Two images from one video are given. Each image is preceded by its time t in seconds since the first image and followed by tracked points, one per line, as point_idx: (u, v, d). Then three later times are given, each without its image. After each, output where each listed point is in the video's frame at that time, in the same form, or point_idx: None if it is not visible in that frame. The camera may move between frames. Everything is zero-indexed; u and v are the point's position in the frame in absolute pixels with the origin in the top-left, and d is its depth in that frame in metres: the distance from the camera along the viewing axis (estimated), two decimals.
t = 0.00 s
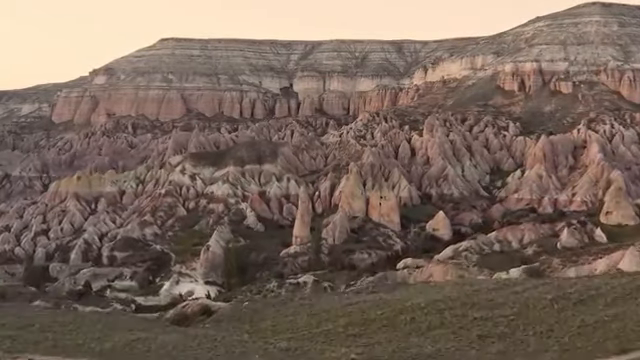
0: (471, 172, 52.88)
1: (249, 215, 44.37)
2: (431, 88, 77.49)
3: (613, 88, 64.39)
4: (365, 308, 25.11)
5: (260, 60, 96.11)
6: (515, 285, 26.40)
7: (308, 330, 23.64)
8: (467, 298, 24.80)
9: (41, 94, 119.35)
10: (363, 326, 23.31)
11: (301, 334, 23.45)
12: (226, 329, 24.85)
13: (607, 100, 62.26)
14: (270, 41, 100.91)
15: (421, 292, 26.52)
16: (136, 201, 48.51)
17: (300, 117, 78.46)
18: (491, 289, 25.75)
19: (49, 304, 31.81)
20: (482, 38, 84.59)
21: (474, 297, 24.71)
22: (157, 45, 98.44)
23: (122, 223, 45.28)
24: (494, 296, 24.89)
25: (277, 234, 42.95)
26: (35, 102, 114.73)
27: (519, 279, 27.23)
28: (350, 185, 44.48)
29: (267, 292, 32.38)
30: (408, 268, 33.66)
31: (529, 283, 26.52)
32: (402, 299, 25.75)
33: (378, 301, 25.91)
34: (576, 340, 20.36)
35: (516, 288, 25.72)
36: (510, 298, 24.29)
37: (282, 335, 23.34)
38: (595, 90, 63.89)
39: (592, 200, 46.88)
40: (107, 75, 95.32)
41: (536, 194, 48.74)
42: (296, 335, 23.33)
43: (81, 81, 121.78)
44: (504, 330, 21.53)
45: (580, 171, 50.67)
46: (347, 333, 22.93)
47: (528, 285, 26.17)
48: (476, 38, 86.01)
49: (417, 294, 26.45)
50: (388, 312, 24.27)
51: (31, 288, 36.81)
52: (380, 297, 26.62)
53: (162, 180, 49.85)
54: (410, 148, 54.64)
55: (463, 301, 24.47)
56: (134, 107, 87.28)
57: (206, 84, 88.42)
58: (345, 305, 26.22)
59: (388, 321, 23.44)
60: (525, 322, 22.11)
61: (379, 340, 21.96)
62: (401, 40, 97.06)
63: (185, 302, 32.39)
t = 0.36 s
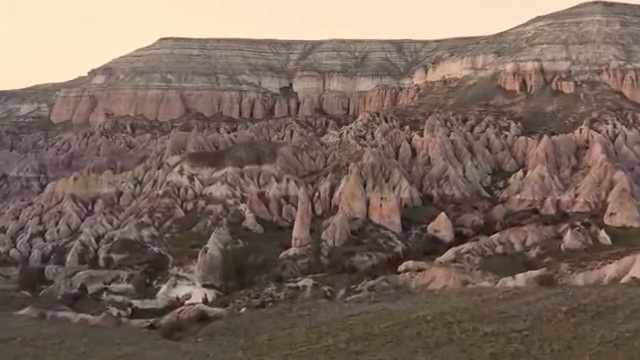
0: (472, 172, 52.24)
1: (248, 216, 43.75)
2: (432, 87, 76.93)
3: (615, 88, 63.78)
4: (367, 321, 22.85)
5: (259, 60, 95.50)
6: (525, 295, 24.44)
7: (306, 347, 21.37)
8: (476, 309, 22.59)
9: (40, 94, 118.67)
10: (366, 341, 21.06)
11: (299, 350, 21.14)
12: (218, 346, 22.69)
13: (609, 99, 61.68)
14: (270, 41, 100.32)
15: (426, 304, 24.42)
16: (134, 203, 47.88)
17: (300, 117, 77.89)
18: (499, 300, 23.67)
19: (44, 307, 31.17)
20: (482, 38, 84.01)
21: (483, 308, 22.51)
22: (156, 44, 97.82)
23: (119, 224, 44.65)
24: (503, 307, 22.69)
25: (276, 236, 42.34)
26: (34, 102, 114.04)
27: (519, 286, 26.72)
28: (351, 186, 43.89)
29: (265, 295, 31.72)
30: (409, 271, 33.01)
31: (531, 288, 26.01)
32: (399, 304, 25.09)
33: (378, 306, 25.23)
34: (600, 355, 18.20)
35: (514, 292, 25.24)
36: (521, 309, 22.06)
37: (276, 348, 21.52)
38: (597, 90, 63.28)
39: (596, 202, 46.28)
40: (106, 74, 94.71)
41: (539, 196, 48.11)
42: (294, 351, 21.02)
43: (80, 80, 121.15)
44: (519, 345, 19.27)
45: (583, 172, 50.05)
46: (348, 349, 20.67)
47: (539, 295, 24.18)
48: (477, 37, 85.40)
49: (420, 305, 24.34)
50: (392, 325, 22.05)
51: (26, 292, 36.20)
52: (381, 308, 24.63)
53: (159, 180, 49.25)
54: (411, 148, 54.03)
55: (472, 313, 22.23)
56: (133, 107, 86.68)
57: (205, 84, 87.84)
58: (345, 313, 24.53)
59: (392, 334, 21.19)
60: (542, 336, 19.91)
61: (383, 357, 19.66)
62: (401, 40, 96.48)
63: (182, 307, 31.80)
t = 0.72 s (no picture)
0: (474, 173, 51.61)
1: (247, 218, 43.14)
2: (432, 87, 76.38)
3: (617, 87, 63.08)
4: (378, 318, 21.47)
5: (258, 59, 94.88)
6: (537, 300, 23.00)
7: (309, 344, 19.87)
8: (486, 324, 19.50)
9: (39, 93, 118.02)
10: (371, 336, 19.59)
11: None
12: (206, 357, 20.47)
13: (612, 100, 60.98)
14: (270, 40, 99.75)
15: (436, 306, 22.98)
16: (131, 204, 47.28)
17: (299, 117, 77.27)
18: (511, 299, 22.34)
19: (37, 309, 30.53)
20: (483, 37, 83.34)
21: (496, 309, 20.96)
22: (156, 44, 97.22)
23: (116, 225, 44.04)
24: (521, 308, 21.07)
25: (275, 238, 41.75)
26: (33, 102, 113.33)
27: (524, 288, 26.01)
28: (351, 188, 43.31)
29: (264, 299, 31.08)
30: (411, 275, 32.37)
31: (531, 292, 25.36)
32: (401, 307, 24.33)
33: (381, 310, 24.03)
34: None
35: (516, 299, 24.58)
36: (541, 310, 20.44)
37: None
38: (599, 89, 62.61)
39: (599, 203, 45.66)
40: (105, 74, 94.14)
41: (541, 197, 47.51)
42: None
43: (79, 81, 120.55)
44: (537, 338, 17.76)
45: (585, 172, 49.41)
46: (358, 349, 18.94)
47: (553, 300, 22.61)
48: (478, 37, 84.76)
49: (426, 310, 22.65)
50: (396, 339, 19.31)
51: (21, 295, 35.59)
52: (384, 314, 23.12)
53: (157, 181, 48.65)
54: (411, 149, 53.45)
55: (482, 329, 19.18)
56: (132, 107, 86.07)
57: (204, 84, 87.24)
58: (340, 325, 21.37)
59: (405, 335, 19.41)
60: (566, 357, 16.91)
61: None
62: (401, 39, 95.90)
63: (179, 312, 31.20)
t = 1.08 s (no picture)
0: (475, 173, 51.00)
1: (246, 219, 42.55)
2: (433, 87, 75.84)
3: (620, 87, 62.25)
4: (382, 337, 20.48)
5: (258, 59, 94.25)
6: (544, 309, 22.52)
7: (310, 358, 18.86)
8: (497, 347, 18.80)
9: (38, 93, 117.37)
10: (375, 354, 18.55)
11: None
12: None
13: (614, 100, 60.11)
14: (269, 40, 99.17)
15: (440, 316, 22.14)
16: (128, 205, 46.73)
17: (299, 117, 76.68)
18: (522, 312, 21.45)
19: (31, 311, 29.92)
20: (484, 37, 82.56)
21: (504, 335, 19.98)
22: (155, 43, 96.60)
23: (113, 227, 43.48)
24: (531, 328, 20.40)
25: (274, 239, 41.17)
26: (32, 102, 112.61)
27: (531, 289, 25.41)
28: (351, 190, 42.76)
29: (262, 303, 30.51)
30: (413, 279, 31.78)
31: (539, 296, 24.75)
32: (402, 315, 23.75)
33: (383, 318, 23.65)
34: None
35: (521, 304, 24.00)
36: (552, 332, 19.74)
37: None
38: (601, 89, 61.92)
39: (603, 204, 45.02)
40: (104, 74, 93.54)
41: (544, 198, 46.90)
42: None
43: (78, 80, 119.99)
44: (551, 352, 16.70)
45: (588, 172, 48.79)
46: None
47: (562, 310, 22.16)
48: (478, 36, 84.17)
49: (430, 319, 22.11)
50: None
51: (15, 298, 35.01)
52: (386, 322, 22.67)
53: (154, 182, 48.09)
54: (412, 149, 52.91)
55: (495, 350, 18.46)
56: (130, 107, 85.49)
57: (204, 84, 86.65)
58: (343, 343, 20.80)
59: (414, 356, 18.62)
60: None
61: None
62: (402, 39, 95.30)
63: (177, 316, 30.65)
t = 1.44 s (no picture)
0: (477, 174, 50.37)
1: (244, 220, 41.93)
2: (433, 86, 75.24)
3: (622, 86, 61.39)
4: (384, 344, 19.77)
5: (257, 58, 93.64)
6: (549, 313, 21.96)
7: None
8: (504, 339, 18.14)
9: (37, 93, 116.77)
10: None
11: None
12: None
13: (617, 99, 59.12)
14: (269, 40, 98.58)
15: (442, 322, 21.52)
16: (125, 206, 46.14)
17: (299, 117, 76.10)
18: (530, 319, 20.83)
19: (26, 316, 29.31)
20: (485, 36, 81.83)
21: (508, 330, 19.28)
22: (154, 43, 95.98)
23: (110, 228, 42.89)
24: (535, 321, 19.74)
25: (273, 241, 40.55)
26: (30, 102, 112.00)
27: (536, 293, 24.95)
28: (351, 191, 42.19)
29: (261, 307, 29.92)
30: (414, 282, 31.19)
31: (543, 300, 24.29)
32: (403, 322, 23.15)
33: (384, 325, 23.09)
34: None
35: (529, 310, 23.35)
36: (559, 324, 19.09)
37: None
38: (603, 89, 61.16)
39: (605, 204, 44.38)
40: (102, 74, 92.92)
41: (546, 199, 46.26)
42: None
43: (77, 80, 119.40)
44: None
45: (591, 173, 48.17)
46: None
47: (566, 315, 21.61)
48: (479, 36, 83.52)
49: (432, 326, 21.49)
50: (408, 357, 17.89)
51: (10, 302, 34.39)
52: (388, 329, 22.10)
53: (152, 183, 47.52)
54: (413, 150, 52.31)
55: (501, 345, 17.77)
56: (129, 107, 84.89)
57: (203, 84, 86.03)
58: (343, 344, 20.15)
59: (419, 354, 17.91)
60: None
61: None
62: (402, 39, 94.69)
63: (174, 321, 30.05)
